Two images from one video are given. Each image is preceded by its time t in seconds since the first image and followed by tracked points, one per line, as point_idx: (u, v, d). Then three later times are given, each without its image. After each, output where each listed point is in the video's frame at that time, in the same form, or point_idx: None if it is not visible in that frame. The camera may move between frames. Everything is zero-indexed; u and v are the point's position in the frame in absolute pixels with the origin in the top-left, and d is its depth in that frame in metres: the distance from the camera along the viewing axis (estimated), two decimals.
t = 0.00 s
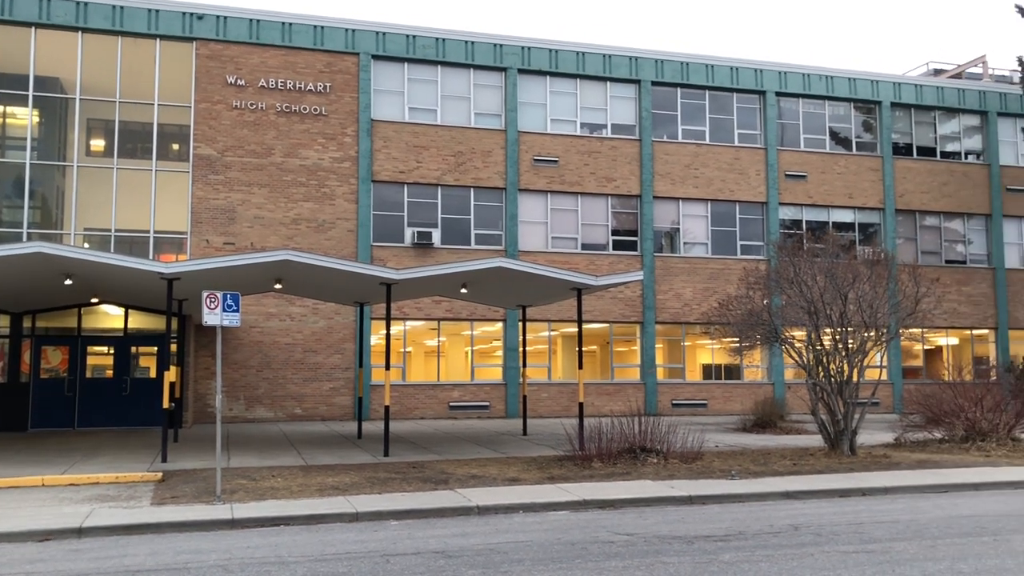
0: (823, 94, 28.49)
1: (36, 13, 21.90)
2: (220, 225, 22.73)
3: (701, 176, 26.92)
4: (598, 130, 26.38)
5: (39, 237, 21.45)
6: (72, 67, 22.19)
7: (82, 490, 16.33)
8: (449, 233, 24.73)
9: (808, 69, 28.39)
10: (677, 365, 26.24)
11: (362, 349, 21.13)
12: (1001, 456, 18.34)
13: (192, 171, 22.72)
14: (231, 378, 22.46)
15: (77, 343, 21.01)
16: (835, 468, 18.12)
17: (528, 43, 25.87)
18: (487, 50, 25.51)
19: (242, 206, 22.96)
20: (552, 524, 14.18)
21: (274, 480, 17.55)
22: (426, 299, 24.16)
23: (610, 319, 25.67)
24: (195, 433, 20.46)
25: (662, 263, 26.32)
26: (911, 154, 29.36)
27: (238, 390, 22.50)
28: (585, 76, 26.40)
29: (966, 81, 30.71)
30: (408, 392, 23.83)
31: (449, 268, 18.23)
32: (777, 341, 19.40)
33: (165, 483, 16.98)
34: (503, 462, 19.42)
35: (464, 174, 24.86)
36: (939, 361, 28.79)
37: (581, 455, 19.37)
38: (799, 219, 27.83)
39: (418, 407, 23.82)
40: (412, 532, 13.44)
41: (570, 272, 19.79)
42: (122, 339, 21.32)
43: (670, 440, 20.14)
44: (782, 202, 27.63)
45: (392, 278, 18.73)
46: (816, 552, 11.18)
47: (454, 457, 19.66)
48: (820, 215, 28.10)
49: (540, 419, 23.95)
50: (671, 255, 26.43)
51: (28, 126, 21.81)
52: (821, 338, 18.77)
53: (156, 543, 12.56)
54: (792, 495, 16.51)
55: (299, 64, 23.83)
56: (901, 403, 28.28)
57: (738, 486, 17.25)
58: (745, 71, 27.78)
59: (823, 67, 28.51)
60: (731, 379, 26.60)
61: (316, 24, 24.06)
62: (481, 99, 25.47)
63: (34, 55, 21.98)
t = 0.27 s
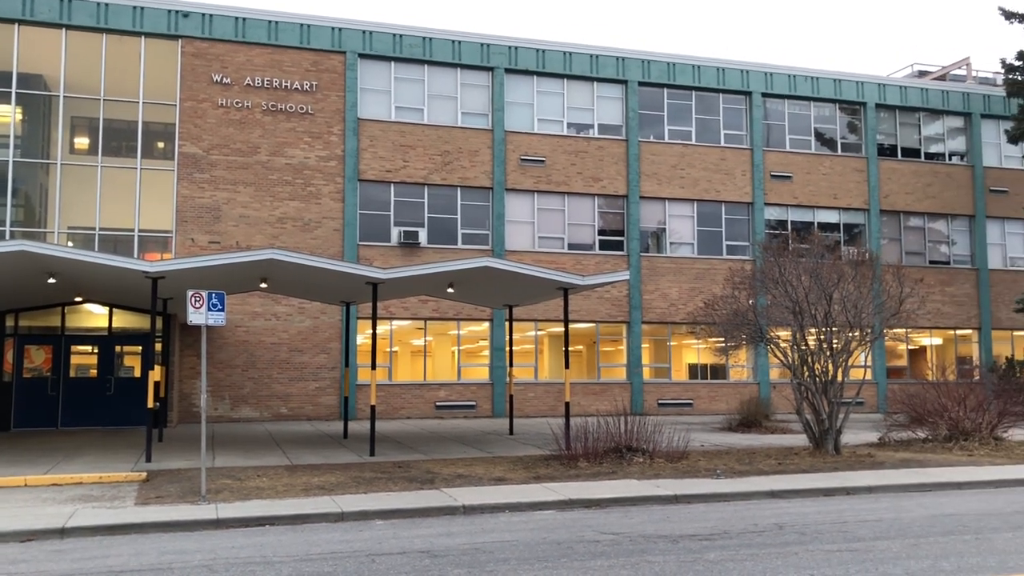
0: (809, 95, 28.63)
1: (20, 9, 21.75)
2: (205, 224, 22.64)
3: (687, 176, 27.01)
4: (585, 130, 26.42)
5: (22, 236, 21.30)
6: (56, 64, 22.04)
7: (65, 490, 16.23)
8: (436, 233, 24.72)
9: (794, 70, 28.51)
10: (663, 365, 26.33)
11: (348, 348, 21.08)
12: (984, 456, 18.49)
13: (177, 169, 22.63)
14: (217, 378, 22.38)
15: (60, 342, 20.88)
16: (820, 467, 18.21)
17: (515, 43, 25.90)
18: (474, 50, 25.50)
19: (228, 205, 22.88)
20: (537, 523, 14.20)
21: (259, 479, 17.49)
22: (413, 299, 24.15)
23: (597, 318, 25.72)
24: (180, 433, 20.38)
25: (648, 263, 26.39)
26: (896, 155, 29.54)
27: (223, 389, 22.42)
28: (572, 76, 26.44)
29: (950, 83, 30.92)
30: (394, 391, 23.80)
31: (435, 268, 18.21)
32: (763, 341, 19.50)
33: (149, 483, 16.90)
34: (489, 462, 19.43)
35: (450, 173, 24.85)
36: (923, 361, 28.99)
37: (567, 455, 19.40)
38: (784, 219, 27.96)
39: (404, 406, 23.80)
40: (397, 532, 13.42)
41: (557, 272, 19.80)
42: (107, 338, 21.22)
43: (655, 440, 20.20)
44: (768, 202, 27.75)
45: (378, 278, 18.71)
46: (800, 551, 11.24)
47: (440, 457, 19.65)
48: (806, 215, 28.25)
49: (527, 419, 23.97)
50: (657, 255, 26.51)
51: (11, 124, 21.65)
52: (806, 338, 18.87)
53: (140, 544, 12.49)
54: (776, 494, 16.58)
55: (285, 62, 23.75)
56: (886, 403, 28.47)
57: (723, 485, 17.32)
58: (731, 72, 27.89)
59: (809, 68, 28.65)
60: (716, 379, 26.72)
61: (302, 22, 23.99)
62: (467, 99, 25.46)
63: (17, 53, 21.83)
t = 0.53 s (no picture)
0: (796, 95, 28.74)
1: (4, 5, 21.60)
2: (192, 221, 22.54)
3: (674, 176, 27.07)
4: (573, 129, 26.44)
5: (6, 233, 21.15)
6: (41, 60, 21.89)
7: (49, 489, 16.12)
8: (424, 231, 24.70)
9: (781, 70, 28.62)
10: (650, 363, 26.39)
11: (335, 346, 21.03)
12: (968, 454, 18.61)
13: (163, 166, 22.52)
14: (203, 376, 22.30)
15: (44, 340, 20.75)
16: (805, 466, 18.30)
17: (503, 41, 25.89)
18: (462, 48, 25.48)
19: (214, 203, 22.78)
20: (524, 522, 14.20)
21: (245, 478, 17.43)
22: (400, 297, 24.12)
23: (584, 317, 25.76)
24: (166, 432, 20.30)
25: (636, 262, 26.45)
26: (882, 155, 29.69)
27: (209, 388, 22.34)
28: (560, 75, 26.45)
29: (936, 83, 31.11)
30: (381, 390, 23.77)
31: (422, 266, 18.19)
32: (749, 340, 19.50)
33: (134, 482, 16.81)
34: (476, 461, 19.42)
35: (438, 172, 24.83)
36: (908, 360, 29.16)
37: (554, 453, 19.41)
38: (771, 219, 28.07)
39: (391, 405, 23.77)
40: (384, 531, 13.40)
41: (544, 271, 19.80)
42: (92, 336, 21.11)
43: (642, 438, 20.26)
44: (755, 202, 27.85)
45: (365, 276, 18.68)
46: (786, 549, 11.28)
47: (427, 456, 19.64)
48: (793, 215, 28.37)
49: (514, 418, 23.99)
50: (645, 254, 26.57)
51: None
52: (792, 337, 18.97)
53: (125, 543, 12.43)
54: (762, 493, 16.65)
55: (272, 60, 23.66)
56: (871, 402, 28.63)
57: (709, 483, 17.39)
58: (719, 71, 27.97)
59: (796, 68, 28.76)
60: (703, 377, 26.81)
61: (290, 20, 23.91)
62: (456, 97, 25.44)
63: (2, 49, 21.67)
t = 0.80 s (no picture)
0: (783, 95, 28.85)
1: None
2: (178, 219, 22.45)
3: (662, 175, 27.14)
4: (561, 128, 26.46)
5: None
6: (25, 57, 21.74)
7: (34, 488, 16.02)
8: (412, 230, 24.68)
9: (769, 70, 28.73)
10: (638, 362, 26.45)
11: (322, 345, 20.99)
12: (952, 452, 18.74)
13: (150, 164, 22.42)
14: (189, 375, 22.22)
15: (29, 339, 20.62)
16: (792, 464, 18.39)
17: (491, 40, 25.88)
18: (450, 47, 25.46)
19: (201, 201, 22.70)
20: (512, 520, 14.21)
21: (232, 477, 17.38)
22: (388, 296, 24.10)
23: (572, 316, 25.79)
24: (152, 431, 20.21)
25: (624, 261, 26.50)
26: (868, 155, 29.85)
27: (196, 387, 22.26)
28: (549, 74, 26.46)
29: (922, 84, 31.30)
30: (368, 388, 23.74)
31: (410, 265, 18.18)
32: (736, 339, 19.51)
33: (120, 481, 16.72)
34: (463, 459, 19.42)
35: (426, 170, 24.80)
36: (894, 359, 29.32)
37: (542, 452, 19.42)
38: (758, 218, 28.17)
39: (379, 403, 23.74)
40: (372, 529, 13.38)
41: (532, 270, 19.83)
42: (77, 335, 21.01)
43: (629, 437, 20.32)
44: (742, 201, 27.94)
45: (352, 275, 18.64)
46: (772, 547, 11.33)
47: (415, 454, 19.63)
48: (780, 214, 28.48)
49: (502, 416, 24.00)
50: (633, 253, 26.63)
51: None
52: (779, 336, 19.07)
53: (110, 542, 12.37)
54: (749, 491, 16.72)
55: (260, 57, 23.58)
56: (857, 400, 28.80)
57: (696, 481, 17.45)
58: (706, 71, 28.05)
59: (783, 68, 28.87)
60: (690, 376, 26.89)
61: (277, 17, 23.83)
62: (444, 95, 25.41)
63: None
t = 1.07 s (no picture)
0: (771, 95, 28.95)
1: None
2: (166, 218, 22.36)
3: (651, 175, 27.20)
4: (550, 127, 26.48)
5: None
6: (11, 54, 21.60)
7: (19, 488, 15.93)
8: (400, 229, 24.65)
9: (757, 70, 28.82)
10: (626, 362, 26.51)
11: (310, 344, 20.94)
12: (938, 451, 18.85)
13: (137, 162, 22.32)
14: (177, 374, 22.15)
15: (14, 338, 20.50)
16: (779, 463, 18.46)
17: (480, 39, 25.86)
18: (439, 46, 25.43)
19: (189, 200, 22.61)
20: (500, 520, 14.22)
21: (219, 477, 17.32)
22: (377, 295, 24.08)
23: (561, 316, 25.81)
24: (138, 431, 20.12)
25: (612, 261, 26.55)
26: (856, 155, 29.98)
27: (183, 386, 22.19)
28: (538, 73, 26.47)
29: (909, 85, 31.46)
30: (357, 388, 23.70)
31: (398, 264, 18.15)
32: (724, 338, 19.57)
33: (106, 481, 16.64)
34: (452, 459, 19.42)
35: (415, 169, 24.78)
36: (881, 358, 29.47)
37: (531, 451, 19.43)
38: (746, 218, 28.26)
39: (368, 403, 23.71)
40: (360, 529, 13.37)
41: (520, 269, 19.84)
42: (63, 334, 20.90)
43: (618, 436, 20.36)
44: (730, 201, 28.03)
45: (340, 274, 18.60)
46: (759, 546, 11.38)
47: (403, 454, 19.61)
48: (768, 214, 28.58)
49: (491, 416, 24.00)
50: (621, 253, 26.68)
51: None
52: (767, 336, 19.18)
53: (96, 543, 12.32)
54: (736, 490, 16.77)
55: (248, 56, 23.50)
56: (844, 399, 28.95)
57: (684, 480, 17.51)
58: (695, 71, 28.13)
59: (771, 68, 28.97)
60: (678, 375, 26.97)
61: (265, 15, 23.75)
62: (433, 94, 25.39)
63: None
